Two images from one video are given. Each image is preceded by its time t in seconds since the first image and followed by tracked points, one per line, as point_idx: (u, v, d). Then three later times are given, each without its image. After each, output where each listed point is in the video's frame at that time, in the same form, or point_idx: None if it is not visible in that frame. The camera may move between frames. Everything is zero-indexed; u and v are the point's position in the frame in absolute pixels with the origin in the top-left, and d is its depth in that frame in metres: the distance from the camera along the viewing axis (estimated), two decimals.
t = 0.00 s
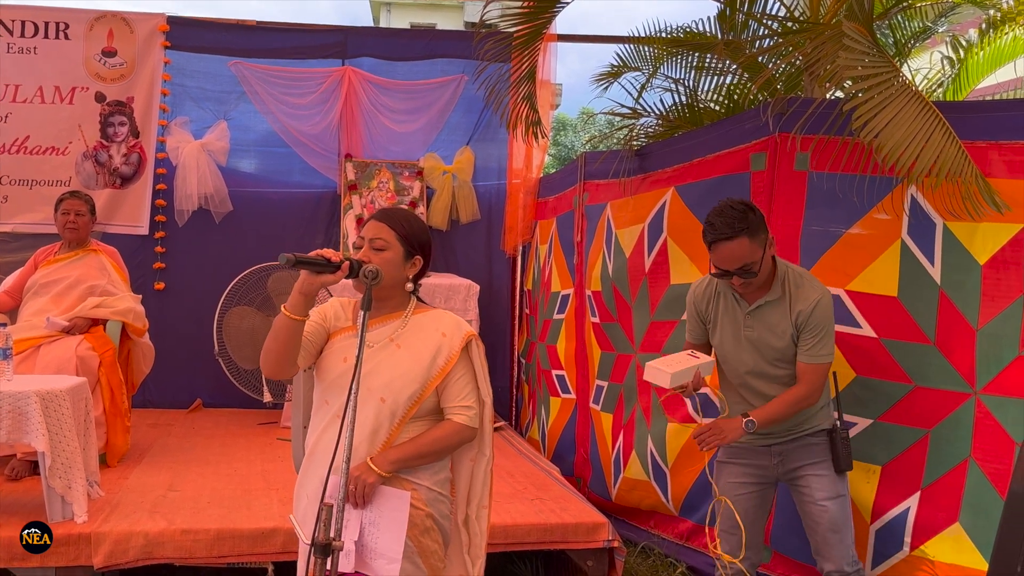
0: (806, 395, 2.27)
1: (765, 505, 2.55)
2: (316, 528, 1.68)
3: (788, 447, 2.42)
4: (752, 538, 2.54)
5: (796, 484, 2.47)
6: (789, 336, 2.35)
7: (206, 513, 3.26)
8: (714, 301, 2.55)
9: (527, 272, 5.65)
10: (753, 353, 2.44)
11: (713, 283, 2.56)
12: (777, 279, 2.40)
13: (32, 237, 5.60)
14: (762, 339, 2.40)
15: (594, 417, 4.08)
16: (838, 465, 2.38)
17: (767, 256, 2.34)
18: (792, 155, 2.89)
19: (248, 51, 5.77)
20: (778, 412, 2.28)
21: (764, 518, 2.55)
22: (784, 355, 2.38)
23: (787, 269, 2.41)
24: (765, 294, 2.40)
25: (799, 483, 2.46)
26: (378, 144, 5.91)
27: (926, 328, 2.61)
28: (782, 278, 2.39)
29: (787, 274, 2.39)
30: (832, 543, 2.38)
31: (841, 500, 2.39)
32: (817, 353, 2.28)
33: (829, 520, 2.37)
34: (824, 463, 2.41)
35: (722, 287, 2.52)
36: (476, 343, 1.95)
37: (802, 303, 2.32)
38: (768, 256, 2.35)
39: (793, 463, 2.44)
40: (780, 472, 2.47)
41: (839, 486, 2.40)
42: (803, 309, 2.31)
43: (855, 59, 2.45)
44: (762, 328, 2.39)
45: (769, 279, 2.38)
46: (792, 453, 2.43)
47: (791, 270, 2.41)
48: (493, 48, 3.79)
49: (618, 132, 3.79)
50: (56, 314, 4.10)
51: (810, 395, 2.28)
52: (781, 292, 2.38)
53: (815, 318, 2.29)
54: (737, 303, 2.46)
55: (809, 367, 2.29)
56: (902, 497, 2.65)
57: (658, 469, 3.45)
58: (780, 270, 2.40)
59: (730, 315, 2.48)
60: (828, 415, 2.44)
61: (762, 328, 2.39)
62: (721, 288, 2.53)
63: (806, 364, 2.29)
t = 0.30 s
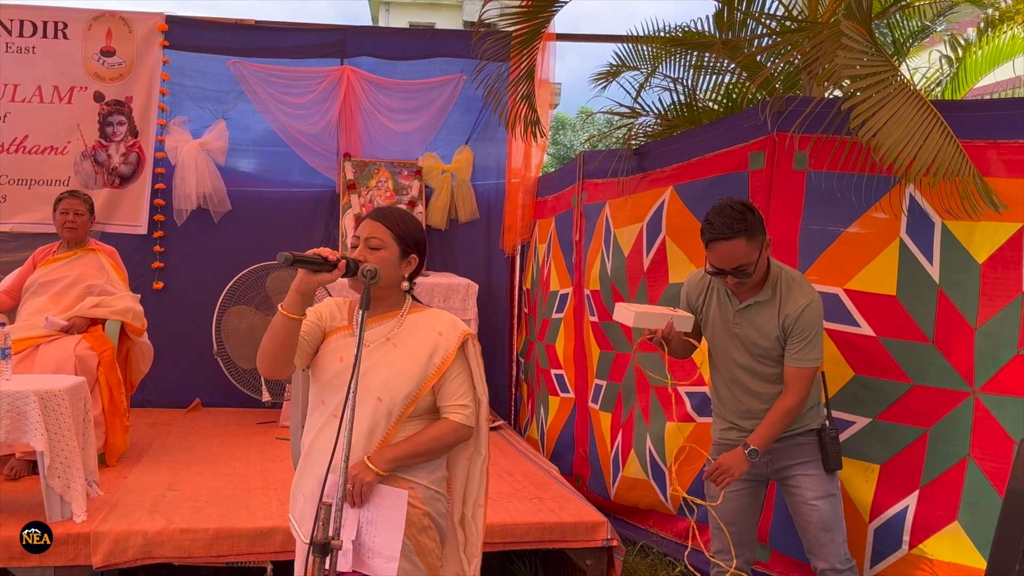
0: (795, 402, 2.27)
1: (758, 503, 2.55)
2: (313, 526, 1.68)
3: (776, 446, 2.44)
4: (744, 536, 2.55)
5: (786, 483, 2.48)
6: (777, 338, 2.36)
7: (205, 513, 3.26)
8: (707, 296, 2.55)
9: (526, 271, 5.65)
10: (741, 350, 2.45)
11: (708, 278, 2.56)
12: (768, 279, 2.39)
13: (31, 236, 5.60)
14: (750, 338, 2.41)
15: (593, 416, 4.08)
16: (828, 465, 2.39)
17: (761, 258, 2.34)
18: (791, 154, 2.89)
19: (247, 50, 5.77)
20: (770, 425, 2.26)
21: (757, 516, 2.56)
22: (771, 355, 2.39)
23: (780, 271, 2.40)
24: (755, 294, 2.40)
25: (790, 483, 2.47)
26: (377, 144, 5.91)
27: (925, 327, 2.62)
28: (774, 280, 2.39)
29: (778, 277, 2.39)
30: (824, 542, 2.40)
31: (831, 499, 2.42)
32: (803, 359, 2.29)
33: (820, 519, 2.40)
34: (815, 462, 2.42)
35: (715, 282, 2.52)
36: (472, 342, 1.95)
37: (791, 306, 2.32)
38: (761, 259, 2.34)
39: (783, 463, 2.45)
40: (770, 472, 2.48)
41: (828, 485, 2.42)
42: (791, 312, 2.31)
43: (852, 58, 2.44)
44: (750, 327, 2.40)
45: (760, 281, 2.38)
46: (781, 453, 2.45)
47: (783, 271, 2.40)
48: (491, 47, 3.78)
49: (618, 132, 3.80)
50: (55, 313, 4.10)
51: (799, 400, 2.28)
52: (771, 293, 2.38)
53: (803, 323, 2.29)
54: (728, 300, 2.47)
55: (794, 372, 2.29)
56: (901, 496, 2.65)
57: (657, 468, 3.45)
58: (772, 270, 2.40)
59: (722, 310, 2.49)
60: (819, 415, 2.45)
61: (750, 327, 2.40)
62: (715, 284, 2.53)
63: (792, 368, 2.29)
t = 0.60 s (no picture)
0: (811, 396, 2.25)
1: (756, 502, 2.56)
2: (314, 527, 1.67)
3: (772, 447, 2.43)
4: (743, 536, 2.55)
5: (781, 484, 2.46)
6: (771, 332, 2.35)
7: (205, 512, 3.26)
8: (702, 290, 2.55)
9: (525, 271, 5.65)
10: (736, 344, 2.44)
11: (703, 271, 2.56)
12: (763, 274, 2.39)
13: (30, 236, 5.60)
14: (745, 332, 2.41)
15: (593, 416, 4.08)
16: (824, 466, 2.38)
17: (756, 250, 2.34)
18: (791, 153, 2.89)
19: (247, 49, 5.77)
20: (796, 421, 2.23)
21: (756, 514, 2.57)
22: (766, 349, 2.39)
23: (775, 266, 2.40)
24: (750, 288, 2.40)
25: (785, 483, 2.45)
26: (377, 144, 5.90)
27: (924, 326, 2.62)
28: (769, 275, 2.38)
29: (774, 272, 2.38)
30: (822, 542, 2.41)
31: (828, 499, 2.41)
32: (805, 352, 2.27)
33: (817, 519, 2.40)
34: (809, 464, 2.40)
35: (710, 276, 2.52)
36: (469, 340, 1.95)
37: (786, 301, 2.32)
38: (756, 251, 2.34)
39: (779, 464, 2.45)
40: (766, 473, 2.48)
41: (823, 485, 2.41)
42: (786, 307, 2.31)
43: (852, 57, 2.43)
44: (745, 321, 2.40)
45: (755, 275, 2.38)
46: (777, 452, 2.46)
47: (778, 266, 2.40)
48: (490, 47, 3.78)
49: (618, 131, 3.80)
50: (55, 313, 4.10)
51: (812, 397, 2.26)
52: (766, 287, 2.37)
53: (798, 317, 2.29)
54: (724, 294, 2.47)
55: (806, 366, 2.26)
56: (900, 495, 2.65)
57: (657, 468, 3.45)
58: (767, 264, 2.40)
59: (716, 304, 2.49)
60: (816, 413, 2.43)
61: (744, 321, 2.40)
62: (710, 277, 2.52)
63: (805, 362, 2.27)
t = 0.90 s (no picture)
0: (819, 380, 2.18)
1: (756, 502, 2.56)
2: (317, 528, 1.66)
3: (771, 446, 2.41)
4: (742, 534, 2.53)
5: (780, 483, 2.47)
6: (766, 321, 2.35)
7: (205, 513, 3.26)
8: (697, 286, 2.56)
9: (525, 271, 5.65)
10: (733, 337, 2.45)
11: (699, 268, 2.58)
12: (757, 264, 2.40)
13: (30, 237, 5.60)
14: (740, 323, 2.41)
15: (593, 416, 4.08)
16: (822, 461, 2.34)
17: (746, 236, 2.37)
18: (791, 153, 2.89)
19: (248, 50, 5.78)
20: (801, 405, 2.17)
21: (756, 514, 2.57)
22: (762, 339, 2.38)
23: (768, 257, 2.41)
24: (745, 279, 2.41)
25: (783, 482, 2.46)
26: (377, 144, 5.90)
27: (924, 326, 2.62)
28: (762, 264, 2.40)
29: (767, 261, 2.40)
30: (819, 541, 2.40)
31: (825, 497, 2.39)
32: (808, 332, 2.22)
33: (815, 517, 2.38)
34: (806, 461, 2.40)
35: (705, 271, 2.54)
36: (468, 339, 1.96)
37: (779, 287, 2.33)
38: (745, 239, 2.37)
39: (775, 462, 2.44)
40: (762, 470, 2.47)
41: (821, 484, 2.39)
42: (780, 293, 2.32)
43: (852, 57, 2.43)
44: (740, 312, 2.40)
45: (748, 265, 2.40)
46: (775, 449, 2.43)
47: (772, 258, 2.42)
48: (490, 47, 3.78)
49: (618, 131, 3.79)
50: (55, 314, 4.11)
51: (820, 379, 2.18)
52: (760, 278, 2.39)
53: (791, 301, 2.28)
54: (719, 288, 2.49)
55: (813, 344, 2.20)
56: (901, 495, 2.65)
57: (657, 467, 3.45)
58: (761, 255, 2.41)
59: (712, 299, 2.50)
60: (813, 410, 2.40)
61: (739, 312, 2.41)
62: (705, 273, 2.54)
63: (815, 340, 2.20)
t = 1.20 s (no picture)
0: (827, 376, 2.21)
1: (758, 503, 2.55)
2: (318, 529, 1.67)
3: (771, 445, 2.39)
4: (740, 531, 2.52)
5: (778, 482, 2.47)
6: (770, 321, 2.37)
7: (205, 514, 3.27)
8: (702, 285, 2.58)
9: (525, 271, 5.65)
10: (736, 337, 2.45)
11: (705, 266, 2.59)
12: (762, 265, 2.41)
13: (30, 238, 5.61)
14: (744, 323, 2.42)
15: (593, 417, 4.08)
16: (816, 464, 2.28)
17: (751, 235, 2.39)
18: (791, 153, 2.88)
19: (248, 51, 5.78)
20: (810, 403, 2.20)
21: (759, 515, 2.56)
22: (766, 339, 2.39)
23: (773, 257, 2.42)
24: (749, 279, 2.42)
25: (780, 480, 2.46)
26: (377, 145, 5.91)
27: (925, 327, 2.62)
28: (767, 265, 2.41)
29: (772, 262, 2.41)
30: (798, 541, 2.39)
31: (813, 498, 2.37)
32: (814, 333, 2.25)
33: (799, 516, 2.37)
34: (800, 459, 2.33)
35: (710, 270, 2.55)
36: (469, 338, 1.96)
37: (784, 288, 2.34)
38: (751, 238, 2.38)
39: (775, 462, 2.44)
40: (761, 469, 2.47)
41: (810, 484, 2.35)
42: (784, 294, 2.32)
43: (852, 58, 2.43)
44: (743, 311, 2.41)
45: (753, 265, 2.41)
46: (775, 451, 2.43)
47: (776, 258, 2.43)
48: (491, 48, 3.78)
49: (618, 132, 3.76)
50: (55, 315, 4.11)
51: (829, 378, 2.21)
52: (764, 277, 2.40)
53: (797, 301, 2.30)
54: (724, 288, 2.50)
55: (818, 346, 2.23)
56: (902, 495, 2.65)
57: (657, 468, 3.45)
58: (766, 255, 2.42)
59: (716, 298, 2.51)
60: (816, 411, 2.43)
61: (743, 311, 2.42)
62: (711, 271, 2.55)
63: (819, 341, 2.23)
